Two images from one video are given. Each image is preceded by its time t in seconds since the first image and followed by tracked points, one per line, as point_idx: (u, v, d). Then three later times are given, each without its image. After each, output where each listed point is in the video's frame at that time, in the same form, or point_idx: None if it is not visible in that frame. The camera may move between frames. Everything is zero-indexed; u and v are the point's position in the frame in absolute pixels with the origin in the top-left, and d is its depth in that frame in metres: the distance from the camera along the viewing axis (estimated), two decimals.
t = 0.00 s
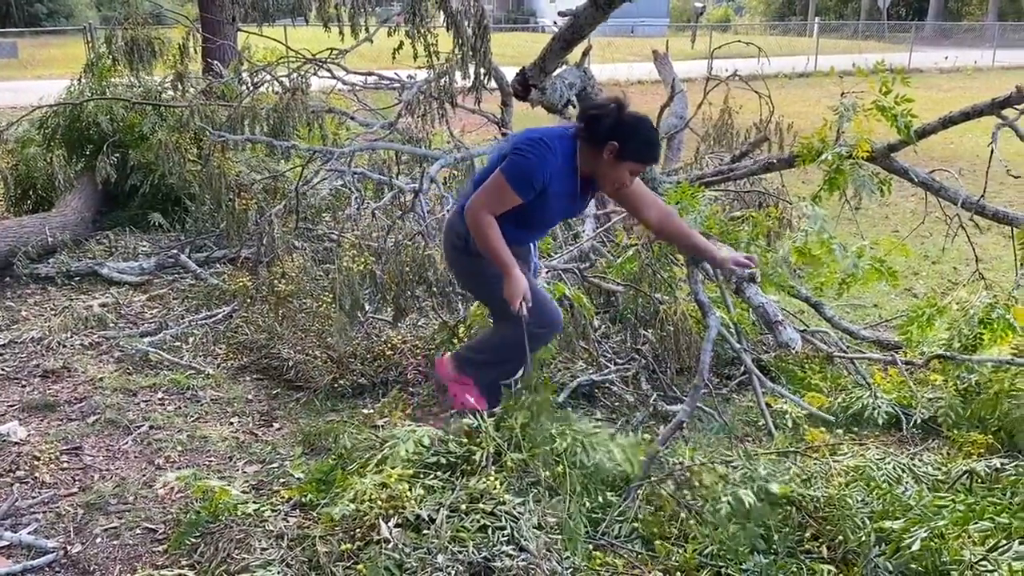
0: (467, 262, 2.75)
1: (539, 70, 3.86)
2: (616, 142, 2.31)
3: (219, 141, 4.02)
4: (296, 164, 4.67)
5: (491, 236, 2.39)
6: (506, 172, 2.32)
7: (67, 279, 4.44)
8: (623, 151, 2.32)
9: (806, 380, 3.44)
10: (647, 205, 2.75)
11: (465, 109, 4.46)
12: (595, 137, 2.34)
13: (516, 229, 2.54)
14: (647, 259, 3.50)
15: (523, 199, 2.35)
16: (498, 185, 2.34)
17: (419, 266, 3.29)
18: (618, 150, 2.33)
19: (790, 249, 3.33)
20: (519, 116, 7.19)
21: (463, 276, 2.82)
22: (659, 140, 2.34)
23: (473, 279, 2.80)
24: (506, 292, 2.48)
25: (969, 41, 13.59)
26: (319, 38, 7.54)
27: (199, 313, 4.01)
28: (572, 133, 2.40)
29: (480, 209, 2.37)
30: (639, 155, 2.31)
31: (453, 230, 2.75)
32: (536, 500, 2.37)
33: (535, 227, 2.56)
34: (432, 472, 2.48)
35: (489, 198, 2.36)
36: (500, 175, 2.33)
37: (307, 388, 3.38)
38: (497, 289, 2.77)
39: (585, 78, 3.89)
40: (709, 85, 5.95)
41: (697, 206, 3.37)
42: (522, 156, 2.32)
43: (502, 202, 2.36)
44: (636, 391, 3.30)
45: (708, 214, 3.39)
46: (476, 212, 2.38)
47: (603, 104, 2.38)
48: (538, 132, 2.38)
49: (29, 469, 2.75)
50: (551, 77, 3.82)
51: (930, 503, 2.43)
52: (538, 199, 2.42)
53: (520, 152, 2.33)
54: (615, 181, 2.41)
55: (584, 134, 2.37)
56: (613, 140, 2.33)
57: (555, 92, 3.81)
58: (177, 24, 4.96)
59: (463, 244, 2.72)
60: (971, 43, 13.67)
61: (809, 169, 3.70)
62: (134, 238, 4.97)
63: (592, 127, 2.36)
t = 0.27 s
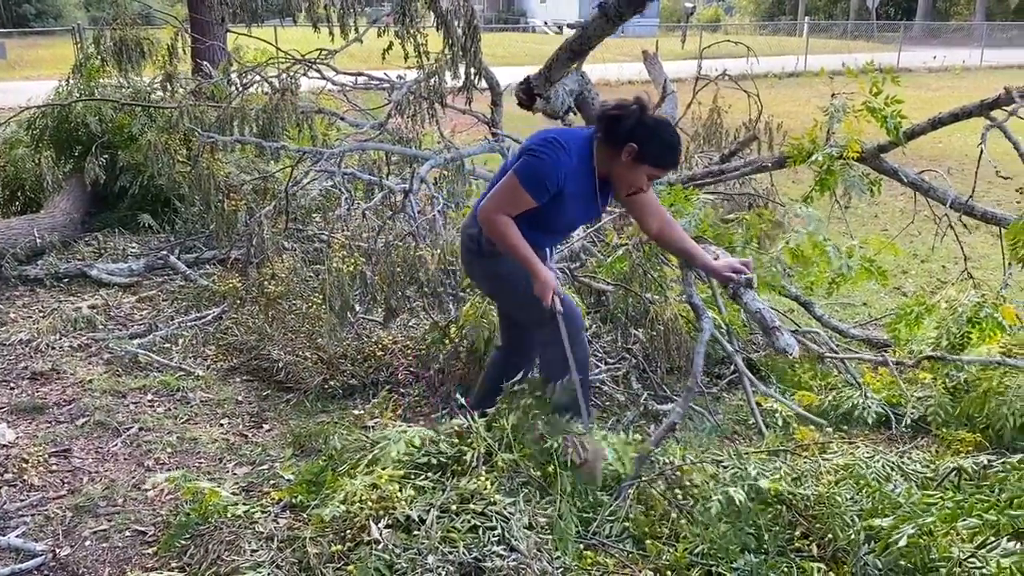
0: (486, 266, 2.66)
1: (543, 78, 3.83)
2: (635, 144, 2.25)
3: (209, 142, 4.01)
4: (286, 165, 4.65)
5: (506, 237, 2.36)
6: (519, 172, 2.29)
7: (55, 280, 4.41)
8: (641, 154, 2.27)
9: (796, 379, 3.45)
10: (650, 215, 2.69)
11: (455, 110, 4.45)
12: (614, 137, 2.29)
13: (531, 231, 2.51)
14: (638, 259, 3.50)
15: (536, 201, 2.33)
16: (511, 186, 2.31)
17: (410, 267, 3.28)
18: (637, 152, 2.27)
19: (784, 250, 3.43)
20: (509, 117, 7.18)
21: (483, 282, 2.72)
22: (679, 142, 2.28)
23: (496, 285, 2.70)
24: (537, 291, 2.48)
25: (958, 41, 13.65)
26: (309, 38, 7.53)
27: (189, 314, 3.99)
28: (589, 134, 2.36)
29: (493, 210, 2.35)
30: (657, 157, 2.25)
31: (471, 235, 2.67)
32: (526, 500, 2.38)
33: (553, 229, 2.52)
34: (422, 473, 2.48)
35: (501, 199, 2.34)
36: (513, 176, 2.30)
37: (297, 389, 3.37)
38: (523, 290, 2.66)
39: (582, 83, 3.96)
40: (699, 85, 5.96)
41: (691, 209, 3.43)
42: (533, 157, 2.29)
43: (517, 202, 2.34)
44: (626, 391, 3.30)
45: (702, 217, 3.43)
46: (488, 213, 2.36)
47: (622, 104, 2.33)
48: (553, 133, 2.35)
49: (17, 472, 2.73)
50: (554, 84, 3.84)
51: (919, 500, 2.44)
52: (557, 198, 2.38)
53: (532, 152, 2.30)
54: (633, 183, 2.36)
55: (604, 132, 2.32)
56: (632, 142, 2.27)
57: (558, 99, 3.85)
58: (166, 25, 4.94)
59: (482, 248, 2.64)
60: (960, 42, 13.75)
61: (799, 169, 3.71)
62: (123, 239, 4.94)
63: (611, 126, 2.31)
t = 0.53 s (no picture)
0: (510, 312, 2.43)
1: (529, 78, 3.84)
2: (676, 151, 2.16)
3: (194, 143, 3.99)
4: (272, 165, 4.64)
5: (560, 271, 2.16)
6: (569, 201, 2.11)
7: (40, 282, 4.38)
8: (683, 161, 2.17)
9: (784, 377, 3.46)
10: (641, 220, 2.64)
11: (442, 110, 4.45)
12: (652, 146, 2.19)
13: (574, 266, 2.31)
14: (625, 258, 3.50)
15: (587, 228, 2.15)
16: (559, 216, 2.12)
17: (397, 267, 3.27)
18: (677, 159, 2.18)
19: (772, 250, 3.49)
20: (496, 117, 7.17)
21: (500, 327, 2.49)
22: (718, 146, 2.21)
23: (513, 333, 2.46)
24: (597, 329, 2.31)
25: (943, 40, 13.74)
26: (296, 38, 7.51)
27: (175, 315, 3.97)
28: (623, 147, 2.23)
29: (542, 244, 2.15)
30: (701, 163, 2.16)
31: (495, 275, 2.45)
32: (513, 500, 2.38)
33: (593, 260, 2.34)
34: (410, 473, 2.47)
35: (549, 231, 2.14)
36: (562, 206, 2.11)
37: (284, 390, 3.36)
38: (556, 345, 2.42)
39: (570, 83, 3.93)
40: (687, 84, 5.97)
41: (680, 208, 3.54)
42: (583, 183, 2.10)
43: (569, 236, 2.14)
44: (615, 390, 3.30)
45: (689, 217, 3.52)
46: (535, 247, 2.15)
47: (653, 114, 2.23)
48: (594, 155, 2.17)
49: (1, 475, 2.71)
50: (541, 85, 3.84)
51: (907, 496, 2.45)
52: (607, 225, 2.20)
53: (580, 179, 2.11)
54: (672, 194, 2.26)
55: (638, 141, 2.21)
56: (672, 150, 2.18)
57: (546, 100, 3.85)
58: (151, 25, 4.92)
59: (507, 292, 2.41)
60: (945, 42, 13.83)
61: (786, 168, 3.73)
62: (109, 240, 4.91)
63: (645, 135, 2.20)
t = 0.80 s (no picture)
0: (528, 325, 2.19)
1: (501, 85, 3.83)
2: (738, 170, 1.95)
3: (176, 145, 3.97)
4: (256, 167, 4.61)
5: (622, 316, 1.92)
6: (637, 238, 1.85)
7: (21, 286, 4.34)
8: (746, 182, 1.96)
9: (768, 376, 3.48)
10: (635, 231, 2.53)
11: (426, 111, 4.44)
12: (710, 168, 1.96)
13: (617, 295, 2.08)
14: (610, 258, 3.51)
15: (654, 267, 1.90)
16: (627, 257, 1.85)
17: (380, 269, 3.26)
18: (740, 180, 1.96)
19: (752, 250, 3.54)
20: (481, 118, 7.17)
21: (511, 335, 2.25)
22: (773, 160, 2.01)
23: (524, 346, 2.24)
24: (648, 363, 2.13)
25: (925, 40, 13.84)
26: (279, 39, 7.49)
27: (158, 318, 3.95)
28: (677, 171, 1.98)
29: (607, 288, 1.88)
30: (767, 182, 1.95)
31: (514, 278, 2.18)
32: (499, 500, 2.38)
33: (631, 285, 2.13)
34: (395, 475, 2.47)
35: (616, 274, 1.87)
36: (629, 242, 1.85)
37: (268, 393, 3.35)
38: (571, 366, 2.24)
39: (547, 86, 3.93)
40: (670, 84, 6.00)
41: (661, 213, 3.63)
42: (652, 219, 1.85)
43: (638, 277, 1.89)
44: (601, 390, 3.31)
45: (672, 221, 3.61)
46: (598, 290, 1.89)
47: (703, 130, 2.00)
48: (657, 182, 1.92)
49: None
50: (513, 90, 3.85)
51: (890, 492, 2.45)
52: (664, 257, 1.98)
53: (648, 213, 1.86)
54: (730, 217, 2.04)
55: (692, 165, 1.98)
56: (732, 170, 1.96)
57: (520, 105, 3.90)
58: (133, 26, 4.89)
59: (528, 301, 2.16)
60: (926, 42, 13.94)
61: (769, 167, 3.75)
62: (91, 243, 4.88)
63: (702, 157, 1.96)
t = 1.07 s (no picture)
0: (535, 331, 2.12)
1: (477, 84, 3.85)
2: (746, 146, 1.92)
3: (157, 147, 3.94)
4: (237, 169, 4.59)
5: (643, 307, 1.87)
6: (650, 222, 1.81)
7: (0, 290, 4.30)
8: (754, 157, 1.94)
9: (750, 375, 3.50)
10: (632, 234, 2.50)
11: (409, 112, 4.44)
12: (717, 147, 1.94)
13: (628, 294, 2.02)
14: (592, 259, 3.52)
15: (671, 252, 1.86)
16: (645, 242, 1.81)
17: (362, 271, 3.25)
18: (748, 156, 1.94)
19: (733, 249, 3.56)
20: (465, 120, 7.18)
21: (517, 341, 2.18)
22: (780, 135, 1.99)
23: (531, 354, 2.16)
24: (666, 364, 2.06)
25: (905, 40, 13.94)
26: (261, 41, 7.46)
27: (139, 322, 3.92)
28: (683, 153, 1.96)
29: (627, 278, 1.83)
30: (775, 157, 1.93)
31: (520, 282, 2.12)
32: (482, 503, 2.39)
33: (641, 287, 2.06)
34: (377, 478, 2.47)
35: (634, 261, 1.82)
36: (643, 227, 1.81)
37: (251, 397, 3.34)
38: (579, 377, 2.15)
39: (526, 85, 3.91)
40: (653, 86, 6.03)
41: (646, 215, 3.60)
42: (667, 203, 1.82)
43: (655, 265, 1.84)
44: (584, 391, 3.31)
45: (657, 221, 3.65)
46: (616, 280, 1.84)
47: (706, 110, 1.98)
48: (667, 167, 1.89)
49: None
50: (490, 90, 3.86)
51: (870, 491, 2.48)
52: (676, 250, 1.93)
53: (662, 197, 1.83)
54: (742, 197, 2.01)
55: (698, 147, 1.96)
56: (739, 147, 1.94)
57: (497, 105, 3.88)
58: (112, 27, 4.85)
59: (535, 304, 2.09)
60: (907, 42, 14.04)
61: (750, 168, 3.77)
62: (71, 247, 4.84)
63: (708, 137, 1.94)
